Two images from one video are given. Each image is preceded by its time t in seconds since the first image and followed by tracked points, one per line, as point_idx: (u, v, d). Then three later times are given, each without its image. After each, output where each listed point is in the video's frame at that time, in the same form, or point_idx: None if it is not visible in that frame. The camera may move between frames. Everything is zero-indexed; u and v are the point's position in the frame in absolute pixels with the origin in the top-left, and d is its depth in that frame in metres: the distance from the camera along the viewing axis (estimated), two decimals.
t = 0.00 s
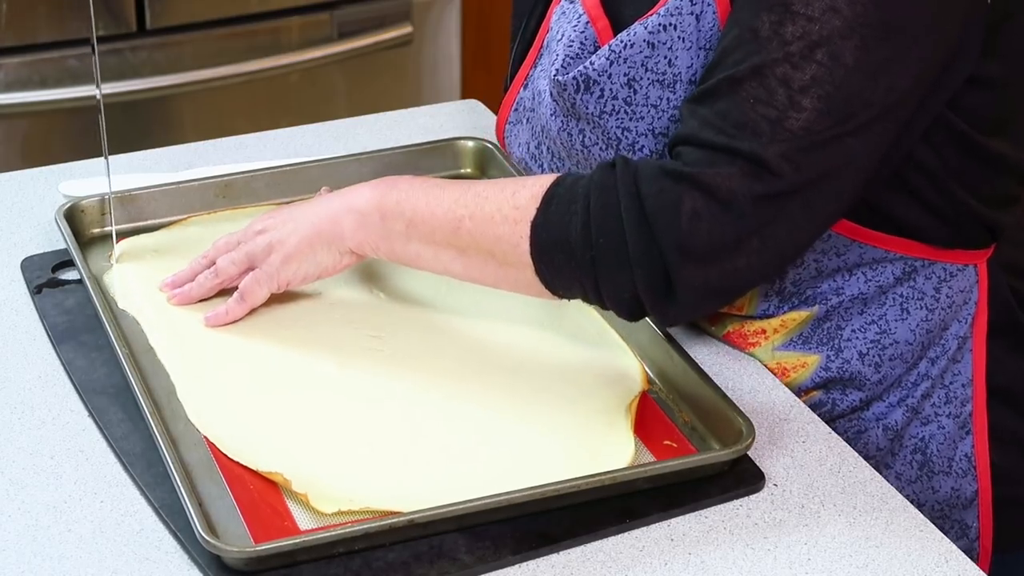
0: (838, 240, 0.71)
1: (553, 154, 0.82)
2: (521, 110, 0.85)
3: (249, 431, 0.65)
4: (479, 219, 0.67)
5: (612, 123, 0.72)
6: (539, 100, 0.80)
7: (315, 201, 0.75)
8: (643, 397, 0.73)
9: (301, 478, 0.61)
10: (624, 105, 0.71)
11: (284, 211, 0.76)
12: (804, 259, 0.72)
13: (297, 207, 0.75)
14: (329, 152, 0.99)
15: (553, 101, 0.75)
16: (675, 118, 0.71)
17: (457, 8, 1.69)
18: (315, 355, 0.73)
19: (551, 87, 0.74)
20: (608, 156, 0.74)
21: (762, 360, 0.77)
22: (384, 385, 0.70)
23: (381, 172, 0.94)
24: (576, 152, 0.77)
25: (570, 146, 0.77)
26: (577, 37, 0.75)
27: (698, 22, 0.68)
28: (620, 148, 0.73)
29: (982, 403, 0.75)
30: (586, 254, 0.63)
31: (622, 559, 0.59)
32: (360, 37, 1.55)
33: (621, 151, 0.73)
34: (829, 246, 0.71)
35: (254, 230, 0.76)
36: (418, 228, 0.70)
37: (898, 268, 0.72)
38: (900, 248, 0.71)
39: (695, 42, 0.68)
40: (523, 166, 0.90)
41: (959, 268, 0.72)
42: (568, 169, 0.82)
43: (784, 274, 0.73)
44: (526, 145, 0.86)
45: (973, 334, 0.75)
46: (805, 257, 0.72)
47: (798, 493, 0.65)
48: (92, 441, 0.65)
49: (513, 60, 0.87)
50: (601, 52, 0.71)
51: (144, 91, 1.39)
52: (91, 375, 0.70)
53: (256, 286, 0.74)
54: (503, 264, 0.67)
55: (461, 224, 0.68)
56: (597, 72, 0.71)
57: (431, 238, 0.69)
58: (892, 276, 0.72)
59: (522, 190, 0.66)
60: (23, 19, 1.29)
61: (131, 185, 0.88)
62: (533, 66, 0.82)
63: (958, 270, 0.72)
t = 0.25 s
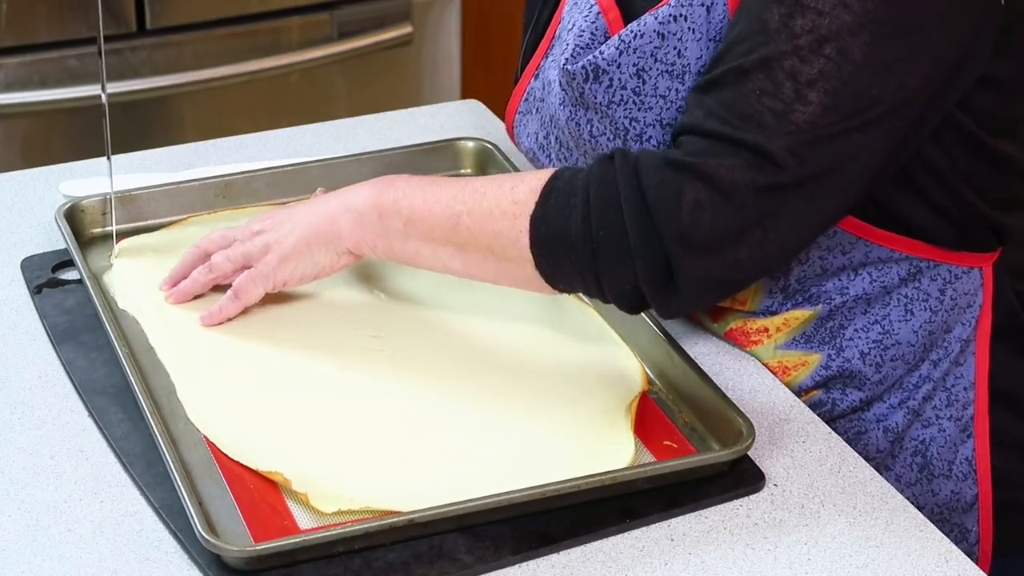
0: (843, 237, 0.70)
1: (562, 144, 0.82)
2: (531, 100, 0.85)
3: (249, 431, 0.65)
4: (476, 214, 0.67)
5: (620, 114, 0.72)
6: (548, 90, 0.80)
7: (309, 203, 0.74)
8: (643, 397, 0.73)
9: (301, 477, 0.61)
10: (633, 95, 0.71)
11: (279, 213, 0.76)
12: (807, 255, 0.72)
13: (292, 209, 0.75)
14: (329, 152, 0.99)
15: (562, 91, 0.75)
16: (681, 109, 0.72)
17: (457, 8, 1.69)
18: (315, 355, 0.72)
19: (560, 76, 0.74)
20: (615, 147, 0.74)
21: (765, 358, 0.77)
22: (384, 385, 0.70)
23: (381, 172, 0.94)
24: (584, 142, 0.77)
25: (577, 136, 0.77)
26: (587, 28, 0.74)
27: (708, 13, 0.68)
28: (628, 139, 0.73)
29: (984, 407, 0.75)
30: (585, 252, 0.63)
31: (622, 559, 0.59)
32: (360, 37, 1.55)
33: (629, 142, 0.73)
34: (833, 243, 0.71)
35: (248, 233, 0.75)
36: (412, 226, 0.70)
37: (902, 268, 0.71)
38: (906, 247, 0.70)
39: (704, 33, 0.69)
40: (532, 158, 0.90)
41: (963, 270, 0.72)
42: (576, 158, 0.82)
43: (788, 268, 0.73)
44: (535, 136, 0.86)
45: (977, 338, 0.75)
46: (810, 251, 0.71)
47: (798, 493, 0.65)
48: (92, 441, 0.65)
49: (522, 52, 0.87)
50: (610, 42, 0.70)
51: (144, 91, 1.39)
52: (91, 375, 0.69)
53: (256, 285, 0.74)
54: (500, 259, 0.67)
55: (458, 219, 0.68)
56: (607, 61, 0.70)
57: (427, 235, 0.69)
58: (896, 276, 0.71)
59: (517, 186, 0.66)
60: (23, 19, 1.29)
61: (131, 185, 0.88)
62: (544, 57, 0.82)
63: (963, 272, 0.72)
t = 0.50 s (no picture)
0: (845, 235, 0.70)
1: (570, 139, 0.82)
2: (541, 91, 0.85)
3: (249, 431, 0.65)
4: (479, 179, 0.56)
5: (633, 107, 0.73)
6: (558, 82, 0.81)
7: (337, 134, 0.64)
8: (643, 398, 0.72)
9: (301, 477, 0.61)
10: (646, 90, 0.73)
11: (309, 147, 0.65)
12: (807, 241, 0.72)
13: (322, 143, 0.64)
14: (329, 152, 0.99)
15: (574, 82, 0.76)
16: (694, 107, 0.72)
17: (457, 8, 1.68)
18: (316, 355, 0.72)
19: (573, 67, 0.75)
20: (625, 141, 0.75)
21: (771, 359, 0.78)
22: (384, 385, 0.70)
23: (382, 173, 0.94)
24: (595, 136, 0.78)
25: (588, 130, 0.78)
26: (602, 20, 0.76)
27: (729, 12, 0.69)
28: (638, 133, 0.74)
29: (986, 411, 0.75)
30: (602, 241, 0.53)
31: (622, 559, 0.59)
32: (361, 37, 1.55)
33: (638, 137, 0.74)
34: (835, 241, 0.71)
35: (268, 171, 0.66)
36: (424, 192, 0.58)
37: (902, 272, 0.71)
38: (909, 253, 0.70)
39: (722, 32, 0.69)
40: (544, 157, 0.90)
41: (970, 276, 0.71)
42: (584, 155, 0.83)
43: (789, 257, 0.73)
44: (544, 128, 0.86)
45: (980, 342, 0.74)
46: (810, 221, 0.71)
47: (798, 493, 0.65)
48: (92, 441, 0.65)
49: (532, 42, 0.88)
50: (628, 35, 0.72)
51: (144, 91, 1.39)
52: (91, 375, 0.69)
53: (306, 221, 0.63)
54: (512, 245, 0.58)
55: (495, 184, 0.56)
56: (623, 54, 0.72)
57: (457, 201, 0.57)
58: (898, 280, 0.71)
59: (528, 165, 0.55)
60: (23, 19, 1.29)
61: (131, 184, 0.88)
62: (554, 48, 0.84)
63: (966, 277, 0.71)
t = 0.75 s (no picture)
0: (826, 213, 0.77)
1: (582, 138, 0.88)
2: (546, 98, 0.91)
3: (250, 431, 0.65)
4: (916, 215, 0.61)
5: (653, 99, 0.78)
6: (569, 83, 0.86)
7: (574, 195, 0.65)
8: (644, 398, 0.72)
9: (302, 476, 0.61)
10: (668, 81, 0.77)
11: (587, 208, 0.64)
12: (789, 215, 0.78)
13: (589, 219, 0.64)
14: (329, 152, 0.99)
15: (591, 77, 0.81)
16: (714, 97, 0.76)
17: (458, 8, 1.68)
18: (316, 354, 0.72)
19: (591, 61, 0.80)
20: (645, 133, 0.80)
21: (778, 351, 0.81)
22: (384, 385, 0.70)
23: (382, 172, 0.94)
24: (609, 130, 0.83)
25: (606, 125, 0.83)
26: (618, 17, 0.80)
27: (750, 6, 0.73)
28: (658, 125, 0.79)
29: (991, 408, 0.76)
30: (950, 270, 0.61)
31: (622, 560, 0.60)
32: (362, 38, 1.55)
33: (658, 127, 0.79)
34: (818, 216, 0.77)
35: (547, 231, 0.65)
36: (866, 257, 0.60)
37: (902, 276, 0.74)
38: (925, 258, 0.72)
39: (744, 25, 0.73)
40: (553, 160, 0.96)
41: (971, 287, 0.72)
42: (596, 152, 0.88)
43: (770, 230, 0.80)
44: (551, 132, 0.91)
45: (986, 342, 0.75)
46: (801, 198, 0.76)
47: (798, 493, 0.65)
48: (92, 441, 0.65)
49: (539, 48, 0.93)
50: (649, 27, 0.76)
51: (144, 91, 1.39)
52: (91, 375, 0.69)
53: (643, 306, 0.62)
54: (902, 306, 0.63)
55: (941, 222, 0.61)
56: (645, 45, 0.76)
57: (852, 248, 0.60)
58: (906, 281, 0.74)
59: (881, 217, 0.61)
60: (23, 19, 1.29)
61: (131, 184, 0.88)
62: (557, 54, 0.90)
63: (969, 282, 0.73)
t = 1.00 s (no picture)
0: (868, 216, 0.71)
1: (606, 144, 0.80)
2: (545, 114, 0.83)
3: (250, 430, 0.65)
4: None
5: (688, 105, 0.72)
6: (578, 97, 0.78)
7: (846, 276, 0.62)
8: (644, 398, 0.73)
9: (302, 476, 0.61)
10: (703, 86, 0.71)
11: (826, 308, 0.62)
12: (829, 222, 0.72)
13: (833, 303, 0.62)
14: (329, 152, 0.99)
15: (610, 87, 0.74)
16: (751, 103, 0.70)
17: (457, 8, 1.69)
18: (316, 354, 0.72)
19: (615, 71, 0.73)
20: (679, 139, 0.74)
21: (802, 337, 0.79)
22: (385, 385, 0.70)
23: (383, 173, 0.94)
24: (640, 137, 0.76)
25: (632, 134, 0.76)
26: (641, 29, 0.73)
27: (786, 9, 0.67)
28: (693, 131, 0.73)
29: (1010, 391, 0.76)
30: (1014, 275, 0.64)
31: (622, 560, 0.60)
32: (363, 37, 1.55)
33: (693, 134, 0.73)
34: (858, 219, 0.71)
35: (811, 329, 0.63)
36: None
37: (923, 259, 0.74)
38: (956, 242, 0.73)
39: (780, 29, 0.68)
40: (561, 167, 0.87)
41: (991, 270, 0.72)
42: (622, 159, 0.80)
43: (804, 241, 0.74)
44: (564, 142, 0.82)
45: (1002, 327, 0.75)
46: (842, 203, 0.70)
47: (799, 493, 0.65)
48: (92, 441, 0.65)
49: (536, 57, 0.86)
50: (682, 31, 0.71)
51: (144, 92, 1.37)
52: (91, 375, 0.69)
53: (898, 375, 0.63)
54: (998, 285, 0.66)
55: None
56: (679, 51, 0.71)
57: None
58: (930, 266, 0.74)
59: None
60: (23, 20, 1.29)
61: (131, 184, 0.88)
62: (553, 72, 0.82)
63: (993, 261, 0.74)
